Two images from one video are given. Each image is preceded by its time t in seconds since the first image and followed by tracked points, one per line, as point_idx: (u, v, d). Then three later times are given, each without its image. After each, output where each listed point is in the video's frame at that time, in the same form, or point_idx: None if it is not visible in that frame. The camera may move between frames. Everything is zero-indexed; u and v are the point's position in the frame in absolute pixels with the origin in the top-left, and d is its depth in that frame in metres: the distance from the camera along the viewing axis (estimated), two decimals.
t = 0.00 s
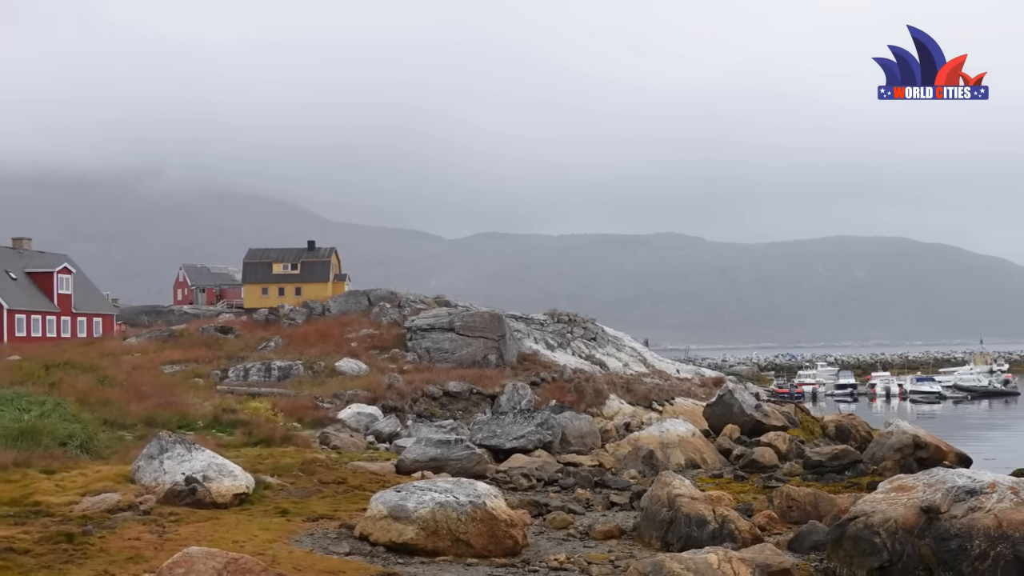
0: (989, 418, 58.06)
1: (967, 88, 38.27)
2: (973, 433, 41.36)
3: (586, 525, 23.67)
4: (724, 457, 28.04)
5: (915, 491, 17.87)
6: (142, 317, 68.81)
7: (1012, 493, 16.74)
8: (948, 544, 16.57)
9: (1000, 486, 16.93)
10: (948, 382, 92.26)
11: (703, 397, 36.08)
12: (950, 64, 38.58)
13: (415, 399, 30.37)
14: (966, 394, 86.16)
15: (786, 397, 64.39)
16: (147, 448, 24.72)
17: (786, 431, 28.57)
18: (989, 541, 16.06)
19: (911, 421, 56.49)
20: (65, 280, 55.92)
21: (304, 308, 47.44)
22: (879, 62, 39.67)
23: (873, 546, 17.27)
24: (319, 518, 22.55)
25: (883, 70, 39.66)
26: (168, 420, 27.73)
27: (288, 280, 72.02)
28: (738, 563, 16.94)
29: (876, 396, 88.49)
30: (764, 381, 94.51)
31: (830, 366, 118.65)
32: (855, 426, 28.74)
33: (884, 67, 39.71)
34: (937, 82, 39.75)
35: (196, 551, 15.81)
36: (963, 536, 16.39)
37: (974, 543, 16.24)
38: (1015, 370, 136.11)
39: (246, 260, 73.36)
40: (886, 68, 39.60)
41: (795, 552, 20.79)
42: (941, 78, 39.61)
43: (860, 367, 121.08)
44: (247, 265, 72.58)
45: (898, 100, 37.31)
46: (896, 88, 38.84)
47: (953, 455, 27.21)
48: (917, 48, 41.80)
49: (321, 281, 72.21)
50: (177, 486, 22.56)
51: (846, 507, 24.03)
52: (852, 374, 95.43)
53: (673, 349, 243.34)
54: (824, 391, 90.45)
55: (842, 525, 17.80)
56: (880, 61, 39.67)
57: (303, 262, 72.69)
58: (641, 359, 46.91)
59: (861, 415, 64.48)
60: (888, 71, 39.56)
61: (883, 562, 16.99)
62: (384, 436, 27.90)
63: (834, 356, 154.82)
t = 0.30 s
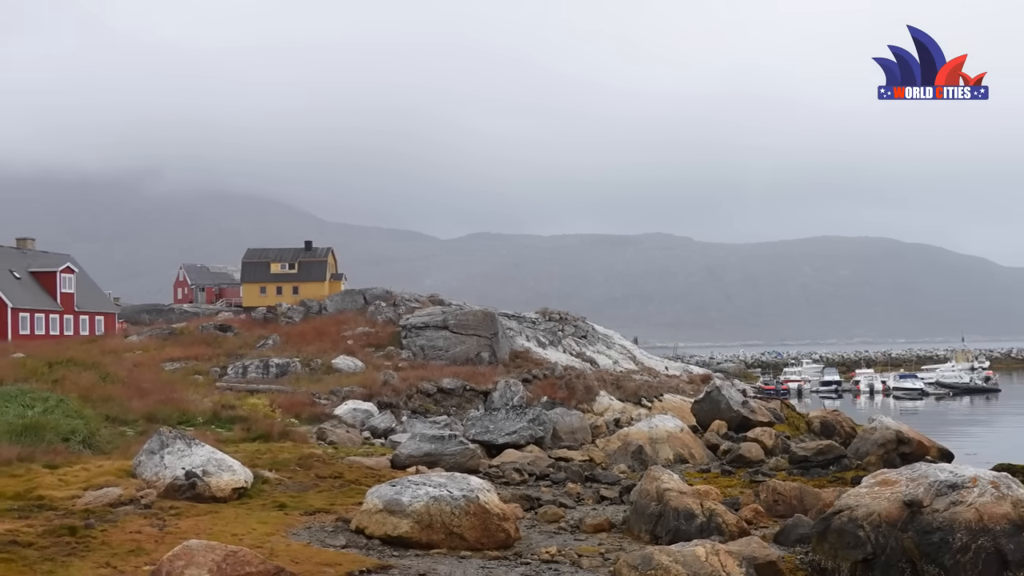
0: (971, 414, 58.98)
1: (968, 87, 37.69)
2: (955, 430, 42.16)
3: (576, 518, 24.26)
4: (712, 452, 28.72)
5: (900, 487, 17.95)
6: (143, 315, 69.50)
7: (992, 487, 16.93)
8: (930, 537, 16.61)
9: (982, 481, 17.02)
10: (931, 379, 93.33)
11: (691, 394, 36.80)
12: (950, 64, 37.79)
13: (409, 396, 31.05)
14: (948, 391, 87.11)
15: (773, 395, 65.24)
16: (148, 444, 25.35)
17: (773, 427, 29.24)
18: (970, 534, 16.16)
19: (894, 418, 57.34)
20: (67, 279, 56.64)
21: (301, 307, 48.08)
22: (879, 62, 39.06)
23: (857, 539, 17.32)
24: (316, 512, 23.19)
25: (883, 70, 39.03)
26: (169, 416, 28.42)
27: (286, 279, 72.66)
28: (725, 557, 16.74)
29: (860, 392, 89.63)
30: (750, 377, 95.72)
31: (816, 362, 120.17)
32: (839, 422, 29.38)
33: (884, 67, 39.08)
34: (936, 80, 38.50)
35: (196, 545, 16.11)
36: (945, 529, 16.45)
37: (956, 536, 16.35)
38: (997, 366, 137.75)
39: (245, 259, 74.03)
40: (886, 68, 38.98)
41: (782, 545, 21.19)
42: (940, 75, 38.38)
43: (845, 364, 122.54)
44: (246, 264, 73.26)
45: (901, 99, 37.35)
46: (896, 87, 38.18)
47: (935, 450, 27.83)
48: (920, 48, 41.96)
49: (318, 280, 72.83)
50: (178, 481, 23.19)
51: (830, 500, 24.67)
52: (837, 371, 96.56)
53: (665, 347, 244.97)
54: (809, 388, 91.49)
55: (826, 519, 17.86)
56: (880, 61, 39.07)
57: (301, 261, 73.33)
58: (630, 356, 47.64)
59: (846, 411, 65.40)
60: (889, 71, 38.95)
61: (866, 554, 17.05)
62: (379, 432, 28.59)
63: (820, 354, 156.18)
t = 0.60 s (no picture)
0: (954, 410, 59.85)
1: (968, 87, 37.22)
2: (938, 426, 42.94)
3: (568, 512, 24.86)
4: (700, 447, 29.40)
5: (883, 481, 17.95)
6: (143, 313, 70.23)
7: (974, 482, 16.94)
8: (913, 530, 16.62)
9: (964, 476, 17.01)
10: (914, 376, 94.42)
11: (680, 391, 37.53)
12: (950, 65, 37.47)
13: (404, 393, 31.70)
14: (930, 387, 88.03)
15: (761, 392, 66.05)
16: (148, 440, 25.95)
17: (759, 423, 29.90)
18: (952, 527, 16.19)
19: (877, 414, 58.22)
20: (70, 278, 57.38)
21: (299, 305, 48.77)
22: (879, 62, 38.61)
23: (842, 533, 17.38)
24: (313, 506, 23.83)
25: (883, 70, 38.59)
26: (169, 412, 29.11)
27: (283, 278, 73.36)
28: (713, 549, 16.78)
29: (844, 388, 90.80)
30: (738, 375, 96.76)
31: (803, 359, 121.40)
32: (824, 418, 30.01)
33: (883, 67, 38.63)
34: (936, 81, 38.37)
35: (196, 538, 16.03)
36: (928, 522, 16.45)
37: (939, 530, 16.34)
38: (978, 363, 139.41)
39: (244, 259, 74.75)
40: (886, 68, 38.59)
41: (768, 539, 21.54)
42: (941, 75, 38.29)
43: (830, 361, 123.99)
44: (244, 264, 73.97)
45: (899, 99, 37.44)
46: (896, 88, 37.59)
47: (918, 446, 28.50)
48: (918, 47, 42.16)
49: (315, 280, 73.52)
50: (178, 475, 23.82)
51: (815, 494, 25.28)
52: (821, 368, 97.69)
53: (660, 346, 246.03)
54: (793, 385, 92.52)
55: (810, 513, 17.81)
56: (879, 61, 38.79)
57: (298, 261, 74.01)
58: (620, 354, 48.38)
59: (832, 407, 66.28)
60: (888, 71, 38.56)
61: (850, 548, 17.08)
62: (375, 428, 29.26)
63: (807, 351, 157.68)
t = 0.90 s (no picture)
0: (936, 407, 60.67)
1: (968, 88, 36.97)
2: (920, 421, 43.66)
3: (559, 506, 25.46)
4: (688, 443, 30.09)
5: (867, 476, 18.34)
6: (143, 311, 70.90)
7: (956, 476, 17.15)
8: (897, 524, 16.90)
9: (946, 471, 17.27)
10: (898, 373, 95.54)
11: (669, 388, 38.23)
12: (951, 64, 37.23)
13: (399, 390, 32.36)
14: (914, 384, 88.88)
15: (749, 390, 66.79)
16: (149, 436, 26.56)
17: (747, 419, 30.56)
18: (935, 521, 16.44)
19: (862, 410, 59.03)
20: (73, 278, 58.03)
21: (297, 304, 49.43)
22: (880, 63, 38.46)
23: (827, 526, 17.86)
24: (310, 500, 24.47)
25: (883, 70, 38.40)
26: (169, 408, 29.77)
27: (281, 278, 74.03)
28: (701, 543, 16.79)
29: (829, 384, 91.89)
30: (726, 372, 97.77)
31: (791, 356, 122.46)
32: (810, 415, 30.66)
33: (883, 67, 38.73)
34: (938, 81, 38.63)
35: (195, 533, 16.29)
36: (912, 516, 16.73)
37: (922, 523, 16.60)
38: (959, 359, 141.02)
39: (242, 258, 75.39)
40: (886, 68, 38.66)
41: (755, 531, 22.09)
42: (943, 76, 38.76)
43: (815, 358, 125.23)
44: (243, 263, 74.64)
45: (901, 98, 37.87)
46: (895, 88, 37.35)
47: (902, 441, 29.13)
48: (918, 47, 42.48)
49: (313, 279, 74.16)
50: (178, 470, 24.44)
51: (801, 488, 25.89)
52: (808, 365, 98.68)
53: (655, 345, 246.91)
54: (780, 381, 93.37)
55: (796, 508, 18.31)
56: (881, 62, 38.49)
57: (296, 261, 74.66)
58: (611, 351, 49.11)
59: (818, 403, 67.14)
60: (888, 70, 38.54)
61: (836, 541, 17.55)
62: (371, 424, 29.93)
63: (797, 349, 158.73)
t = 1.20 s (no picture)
0: (920, 403, 61.52)
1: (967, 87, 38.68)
2: (904, 418, 44.42)
3: (551, 500, 26.03)
4: (677, 439, 30.73)
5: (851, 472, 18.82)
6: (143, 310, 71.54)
7: (939, 472, 17.52)
8: (881, 518, 17.33)
9: (930, 466, 17.65)
10: (884, 371, 96.60)
11: (659, 385, 38.92)
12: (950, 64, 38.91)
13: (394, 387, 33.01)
14: (899, 381, 89.89)
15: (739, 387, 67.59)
16: (150, 432, 27.19)
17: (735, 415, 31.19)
18: (918, 515, 16.82)
19: (849, 407, 59.82)
20: (75, 277, 58.66)
21: (295, 303, 50.06)
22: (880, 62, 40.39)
23: (813, 520, 18.38)
24: (308, 494, 25.11)
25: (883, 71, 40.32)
26: (169, 405, 30.40)
27: (279, 277, 74.69)
28: (690, 536, 17.28)
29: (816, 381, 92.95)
30: (715, 370, 98.67)
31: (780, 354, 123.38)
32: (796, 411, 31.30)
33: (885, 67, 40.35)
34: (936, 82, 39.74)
35: (196, 525, 16.57)
36: (896, 510, 17.13)
37: (905, 517, 16.99)
38: (946, 356, 142.26)
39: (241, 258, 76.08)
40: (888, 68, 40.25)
41: (742, 524, 22.59)
42: (938, 78, 39.62)
43: (803, 356, 126.28)
44: (242, 263, 75.33)
45: (896, 100, 38.74)
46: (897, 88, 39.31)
47: (887, 437, 29.77)
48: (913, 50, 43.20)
49: (310, 278, 74.81)
50: (178, 465, 25.05)
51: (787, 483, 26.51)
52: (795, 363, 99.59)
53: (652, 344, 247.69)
54: (768, 378, 94.28)
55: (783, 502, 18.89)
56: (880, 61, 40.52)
57: (294, 261, 75.31)
58: (602, 349, 49.81)
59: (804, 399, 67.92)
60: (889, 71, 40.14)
61: (822, 534, 18.07)
62: (367, 420, 30.59)
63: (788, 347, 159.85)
